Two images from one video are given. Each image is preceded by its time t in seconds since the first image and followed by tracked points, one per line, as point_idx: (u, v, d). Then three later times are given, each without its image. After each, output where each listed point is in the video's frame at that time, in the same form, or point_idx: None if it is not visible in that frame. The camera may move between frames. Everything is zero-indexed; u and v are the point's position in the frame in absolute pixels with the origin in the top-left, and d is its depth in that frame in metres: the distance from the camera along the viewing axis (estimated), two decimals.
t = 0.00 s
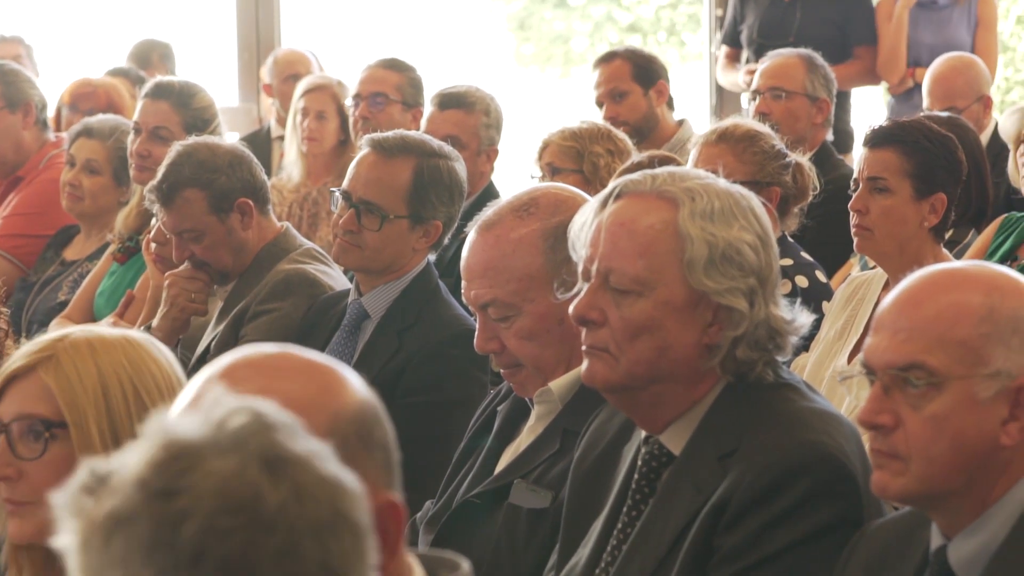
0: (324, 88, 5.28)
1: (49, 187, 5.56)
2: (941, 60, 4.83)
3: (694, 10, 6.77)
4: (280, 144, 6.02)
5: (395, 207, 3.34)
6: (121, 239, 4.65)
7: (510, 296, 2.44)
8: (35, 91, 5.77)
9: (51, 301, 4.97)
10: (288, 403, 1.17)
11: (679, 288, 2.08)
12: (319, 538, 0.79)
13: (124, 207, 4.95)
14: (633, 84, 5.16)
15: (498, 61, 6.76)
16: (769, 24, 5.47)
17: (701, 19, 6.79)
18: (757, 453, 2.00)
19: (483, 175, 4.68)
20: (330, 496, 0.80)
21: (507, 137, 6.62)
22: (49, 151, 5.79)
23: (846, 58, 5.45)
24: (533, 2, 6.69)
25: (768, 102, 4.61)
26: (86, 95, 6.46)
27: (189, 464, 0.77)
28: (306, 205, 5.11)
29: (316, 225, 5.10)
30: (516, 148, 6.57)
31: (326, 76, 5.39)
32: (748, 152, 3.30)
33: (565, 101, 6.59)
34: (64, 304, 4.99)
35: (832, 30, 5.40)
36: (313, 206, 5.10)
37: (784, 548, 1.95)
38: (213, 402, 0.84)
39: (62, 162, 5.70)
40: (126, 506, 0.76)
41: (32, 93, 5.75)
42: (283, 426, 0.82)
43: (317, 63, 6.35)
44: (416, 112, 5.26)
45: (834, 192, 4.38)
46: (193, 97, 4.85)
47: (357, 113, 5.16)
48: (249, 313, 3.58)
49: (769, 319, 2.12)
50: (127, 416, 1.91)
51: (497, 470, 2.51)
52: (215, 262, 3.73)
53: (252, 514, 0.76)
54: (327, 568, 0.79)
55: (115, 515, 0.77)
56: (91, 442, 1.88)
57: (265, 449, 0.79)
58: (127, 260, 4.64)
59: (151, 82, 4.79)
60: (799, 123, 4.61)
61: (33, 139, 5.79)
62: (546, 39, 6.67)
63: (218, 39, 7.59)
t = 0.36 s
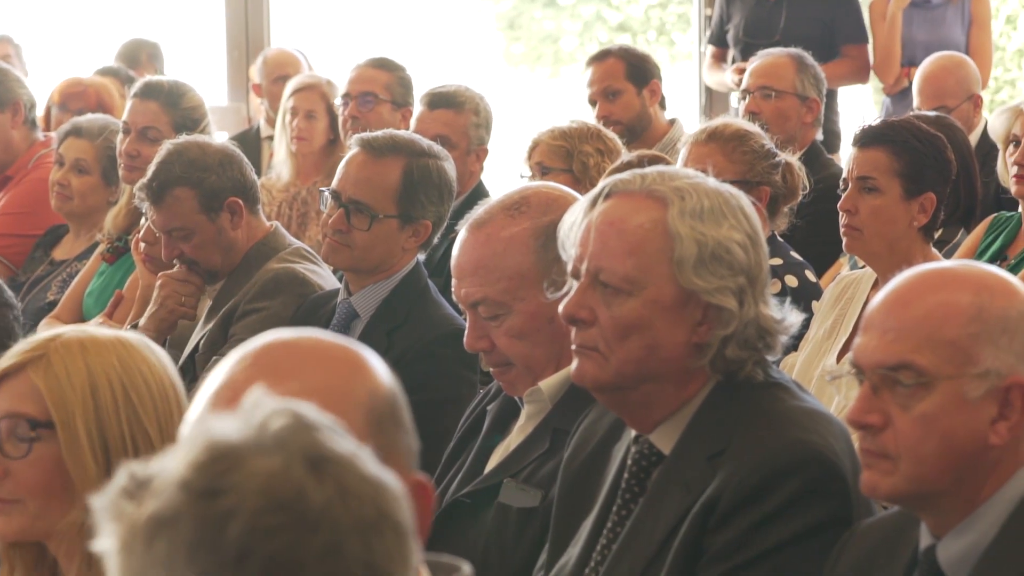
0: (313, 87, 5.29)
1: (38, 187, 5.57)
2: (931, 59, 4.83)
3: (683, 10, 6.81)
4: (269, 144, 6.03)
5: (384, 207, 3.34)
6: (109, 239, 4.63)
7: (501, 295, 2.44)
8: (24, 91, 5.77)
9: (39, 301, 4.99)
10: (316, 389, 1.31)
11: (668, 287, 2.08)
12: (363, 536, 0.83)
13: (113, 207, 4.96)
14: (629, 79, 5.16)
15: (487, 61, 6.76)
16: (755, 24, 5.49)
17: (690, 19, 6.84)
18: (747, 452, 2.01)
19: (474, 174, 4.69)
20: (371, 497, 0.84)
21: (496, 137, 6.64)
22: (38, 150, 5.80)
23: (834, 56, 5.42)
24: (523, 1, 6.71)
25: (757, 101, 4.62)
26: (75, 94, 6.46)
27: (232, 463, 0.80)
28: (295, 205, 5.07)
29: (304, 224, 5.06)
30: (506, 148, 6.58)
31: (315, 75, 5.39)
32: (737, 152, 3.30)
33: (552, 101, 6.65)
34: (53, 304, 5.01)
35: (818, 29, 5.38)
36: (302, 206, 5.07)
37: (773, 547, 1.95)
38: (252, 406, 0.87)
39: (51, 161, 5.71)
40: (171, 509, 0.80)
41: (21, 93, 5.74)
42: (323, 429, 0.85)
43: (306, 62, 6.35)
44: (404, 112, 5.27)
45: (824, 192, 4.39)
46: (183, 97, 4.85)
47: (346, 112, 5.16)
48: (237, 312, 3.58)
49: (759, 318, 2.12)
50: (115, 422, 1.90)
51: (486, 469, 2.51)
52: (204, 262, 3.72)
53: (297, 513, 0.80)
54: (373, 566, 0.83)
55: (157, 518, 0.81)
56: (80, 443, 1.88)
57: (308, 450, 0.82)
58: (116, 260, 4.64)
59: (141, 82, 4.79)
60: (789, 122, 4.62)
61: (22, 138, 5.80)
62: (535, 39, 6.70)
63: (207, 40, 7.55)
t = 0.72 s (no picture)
0: (297, 87, 5.30)
1: (22, 186, 5.58)
2: (915, 57, 4.84)
3: (667, 10, 6.77)
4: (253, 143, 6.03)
5: (368, 206, 3.35)
6: (94, 239, 4.69)
7: (486, 292, 2.44)
8: (7, 91, 5.79)
9: (23, 300, 4.99)
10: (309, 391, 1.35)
11: (653, 285, 2.09)
12: (368, 536, 0.86)
13: (97, 206, 4.96)
14: (611, 81, 5.17)
15: (471, 60, 6.76)
16: (736, 25, 5.51)
17: (673, 19, 6.78)
18: (730, 451, 2.01)
19: (457, 174, 4.69)
20: (378, 499, 0.87)
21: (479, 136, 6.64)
22: (22, 149, 5.80)
23: (814, 54, 5.43)
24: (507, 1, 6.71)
25: (741, 100, 4.62)
26: (58, 92, 6.45)
27: (241, 461, 0.85)
28: (279, 204, 5.13)
29: (289, 223, 5.14)
30: (489, 147, 6.57)
31: (299, 74, 5.39)
32: (720, 151, 3.31)
33: (539, 101, 6.58)
34: (37, 303, 5.02)
35: (799, 30, 5.40)
36: (286, 205, 5.13)
37: (756, 546, 1.95)
38: (262, 408, 0.92)
39: (35, 160, 5.71)
40: (180, 504, 0.84)
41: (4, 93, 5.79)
42: (331, 430, 0.90)
43: (291, 61, 6.36)
44: (389, 111, 5.28)
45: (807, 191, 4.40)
46: (167, 96, 4.83)
47: (330, 111, 5.16)
48: (222, 312, 3.61)
49: (743, 317, 2.12)
50: (79, 422, 1.93)
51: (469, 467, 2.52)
52: (191, 238, 3.75)
53: (303, 510, 0.84)
54: (377, 567, 0.86)
55: (165, 512, 0.85)
56: (37, 446, 1.92)
57: (315, 450, 0.87)
58: (100, 259, 4.67)
59: (125, 81, 4.78)
60: (773, 121, 4.62)
61: (6, 137, 5.80)
62: (519, 38, 6.67)
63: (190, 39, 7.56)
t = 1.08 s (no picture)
0: (283, 87, 5.33)
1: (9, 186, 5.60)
2: (901, 57, 4.85)
3: (653, 9, 6.69)
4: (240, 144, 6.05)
5: (355, 205, 3.35)
6: (81, 238, 4.66)
7: (475, 289, 2.45)
8: None
9: (11, 299, 5.00)
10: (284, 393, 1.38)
11: (639, 285, 2.09)
12: (362, 535, 0.86)
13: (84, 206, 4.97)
14: (603, 76, 5.18)
15: (458, 60, 6.75)
16: (720, 26, 5.51)
17: (659, 18, 6.70)
18: (717, 449, 2.01)
19: (444, 174, 4.70)
20: (372, 499, 0.87)
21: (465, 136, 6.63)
22: (9, 149, 5.82)
23: (800, 54, 5.45)
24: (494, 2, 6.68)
25: (726, 100, 4.64)
26: (44, 92, 6.46)
27: (235, 462, 0.84)
28: (266, 204, 5.14)
29: (275, 223, 5.15)
30: (475, 147, 6.56)
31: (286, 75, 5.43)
32: (706, 150, 3.32)
33: (527, 99, 6.55)
34: (24, 303, 5.03)
35: (784, 29, 5.41)
36: (273, 204, 5.14)
37: (742, 543, 1.95)
38: (253, 411, 0.92)
39: (22, 159, 5.73)
40: (173, 506, 0.83)
41: None
42: (322, 431, 0.90)
43: (277, 61, 6.36)
44: (376, 111, 5.28)
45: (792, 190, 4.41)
46: (150, 93, 4.88)
47: (318, 111, 5.18)
48: (205, 312, 3.64)
49: (729, 316, 2.13)
50: (66, 421, 1.93)
51: (456, 466, 2.52)
52: (182, 215, 3.86)
53: (296, 510, 0.83)
54: (372, 566, 0.86)
55: (158, 514, 0.84)
56: (24, 445, 1.92)
57: (307, 451, 0.86)
58: (87, 259, 4.66)
59: (109, 81, 4.82)
60: (758, 121, 4.63)
61: None
62: (505, 38, 6.62)
63: (177, 39, 7.58)
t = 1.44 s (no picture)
0: (269, 86, 5.33)
1: None
2: (885, 57, 4.85)
3: (638, 9, 6.71)
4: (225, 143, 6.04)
5: (340, 205, 3.36)
6: (66, 238, 4.69)
7: (460, 288, 2.45)
8: None
9: None
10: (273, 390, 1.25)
11: (622, 284, 2.09)
12: (350, 535, 0.85)
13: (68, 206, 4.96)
14: (594, 74, 5.18)
15: (444, 60, 6.74)
16: (707, 25, 5.51)
17: (645, 18, 6.72)
18: (703, 446, 2.01)
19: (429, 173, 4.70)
20: (360, 499, 0.86)
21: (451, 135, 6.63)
22: None
23: (786, 54, 5.45)
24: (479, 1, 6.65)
25: (711, 99, 4.65)
26: (28, 91, 6.44)
27: (223, 461, 0.83)
28: (251, 202, 5.12)
29: (260, 222, 5.11)
30: (461, 146, 6.56)
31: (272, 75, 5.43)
32: (691, 149, 3.33)
33: (513, 98, 6.56)
34: (9, 302, 5.02)
35: (772, 30, 5.41)
36: (258, 203, 5.12)
37: (727, 541, 1.95)
38: (243, 409, 0.91)
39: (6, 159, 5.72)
40: (162, 505, 0.83)
41: None
42: (310, 430, 0.88)
43: (262, 61, 6.35)
44: (360, 111, 5.28)
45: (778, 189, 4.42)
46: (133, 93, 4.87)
47: (303, 111, 5.20)
48: (193, 313, 3.63)
49: (712, 315, 2.14)
50: (51, 421, 1.83)
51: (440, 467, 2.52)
52: (171, 205, 3.87)
53: (285, 510, 0.82)
54: (361, 566, 0.85)
55: (147, 513, 0.83)
56: (7, 446, 1.81)
57: (295, 450, 0.85)
58: (72, 259, 4.68)
59: (92, 79, 4.81)
60: (743, 121, 4.64)
61: None
62: (490, 38, 6.59)
63: (162, 38, 7.57)
